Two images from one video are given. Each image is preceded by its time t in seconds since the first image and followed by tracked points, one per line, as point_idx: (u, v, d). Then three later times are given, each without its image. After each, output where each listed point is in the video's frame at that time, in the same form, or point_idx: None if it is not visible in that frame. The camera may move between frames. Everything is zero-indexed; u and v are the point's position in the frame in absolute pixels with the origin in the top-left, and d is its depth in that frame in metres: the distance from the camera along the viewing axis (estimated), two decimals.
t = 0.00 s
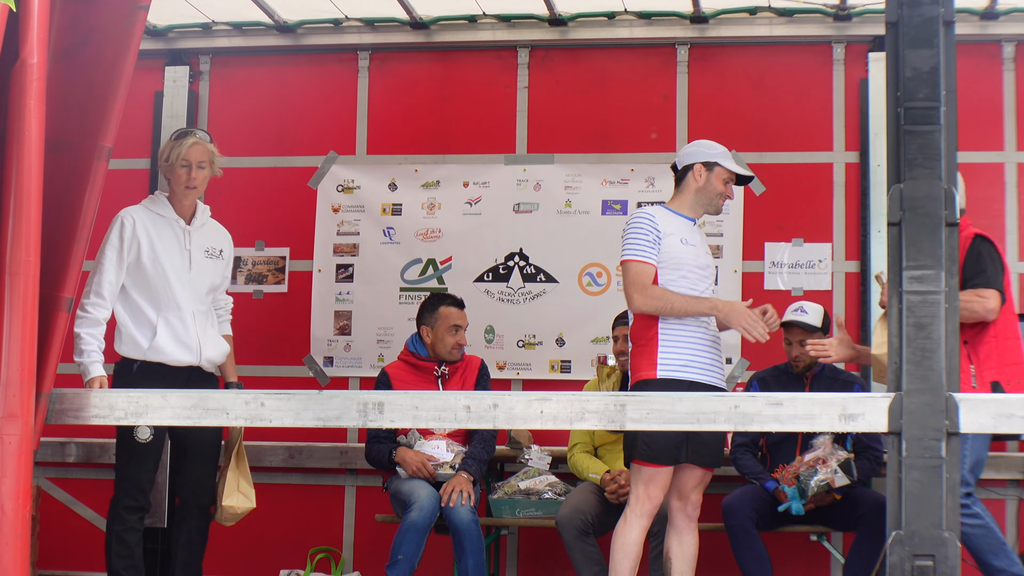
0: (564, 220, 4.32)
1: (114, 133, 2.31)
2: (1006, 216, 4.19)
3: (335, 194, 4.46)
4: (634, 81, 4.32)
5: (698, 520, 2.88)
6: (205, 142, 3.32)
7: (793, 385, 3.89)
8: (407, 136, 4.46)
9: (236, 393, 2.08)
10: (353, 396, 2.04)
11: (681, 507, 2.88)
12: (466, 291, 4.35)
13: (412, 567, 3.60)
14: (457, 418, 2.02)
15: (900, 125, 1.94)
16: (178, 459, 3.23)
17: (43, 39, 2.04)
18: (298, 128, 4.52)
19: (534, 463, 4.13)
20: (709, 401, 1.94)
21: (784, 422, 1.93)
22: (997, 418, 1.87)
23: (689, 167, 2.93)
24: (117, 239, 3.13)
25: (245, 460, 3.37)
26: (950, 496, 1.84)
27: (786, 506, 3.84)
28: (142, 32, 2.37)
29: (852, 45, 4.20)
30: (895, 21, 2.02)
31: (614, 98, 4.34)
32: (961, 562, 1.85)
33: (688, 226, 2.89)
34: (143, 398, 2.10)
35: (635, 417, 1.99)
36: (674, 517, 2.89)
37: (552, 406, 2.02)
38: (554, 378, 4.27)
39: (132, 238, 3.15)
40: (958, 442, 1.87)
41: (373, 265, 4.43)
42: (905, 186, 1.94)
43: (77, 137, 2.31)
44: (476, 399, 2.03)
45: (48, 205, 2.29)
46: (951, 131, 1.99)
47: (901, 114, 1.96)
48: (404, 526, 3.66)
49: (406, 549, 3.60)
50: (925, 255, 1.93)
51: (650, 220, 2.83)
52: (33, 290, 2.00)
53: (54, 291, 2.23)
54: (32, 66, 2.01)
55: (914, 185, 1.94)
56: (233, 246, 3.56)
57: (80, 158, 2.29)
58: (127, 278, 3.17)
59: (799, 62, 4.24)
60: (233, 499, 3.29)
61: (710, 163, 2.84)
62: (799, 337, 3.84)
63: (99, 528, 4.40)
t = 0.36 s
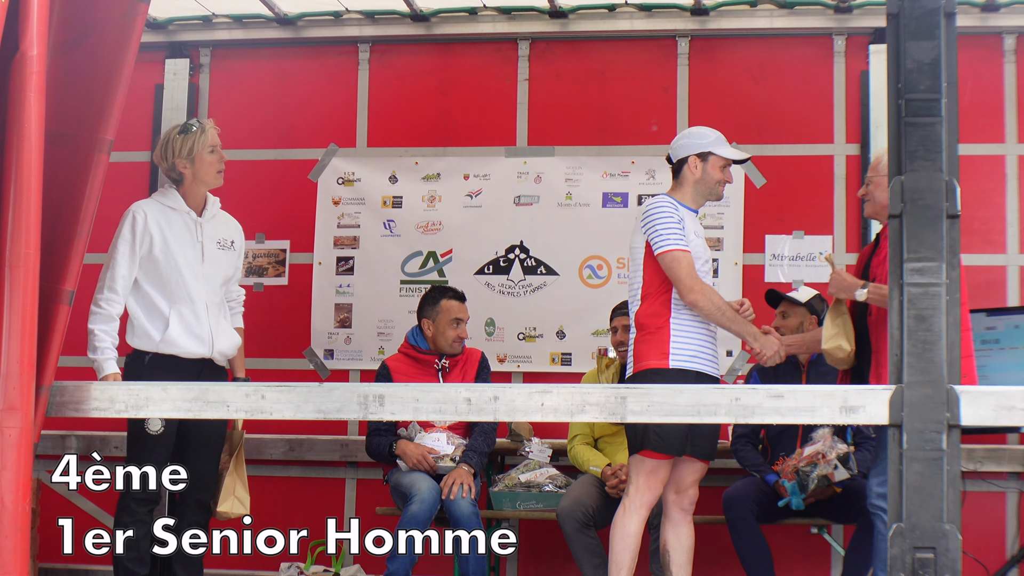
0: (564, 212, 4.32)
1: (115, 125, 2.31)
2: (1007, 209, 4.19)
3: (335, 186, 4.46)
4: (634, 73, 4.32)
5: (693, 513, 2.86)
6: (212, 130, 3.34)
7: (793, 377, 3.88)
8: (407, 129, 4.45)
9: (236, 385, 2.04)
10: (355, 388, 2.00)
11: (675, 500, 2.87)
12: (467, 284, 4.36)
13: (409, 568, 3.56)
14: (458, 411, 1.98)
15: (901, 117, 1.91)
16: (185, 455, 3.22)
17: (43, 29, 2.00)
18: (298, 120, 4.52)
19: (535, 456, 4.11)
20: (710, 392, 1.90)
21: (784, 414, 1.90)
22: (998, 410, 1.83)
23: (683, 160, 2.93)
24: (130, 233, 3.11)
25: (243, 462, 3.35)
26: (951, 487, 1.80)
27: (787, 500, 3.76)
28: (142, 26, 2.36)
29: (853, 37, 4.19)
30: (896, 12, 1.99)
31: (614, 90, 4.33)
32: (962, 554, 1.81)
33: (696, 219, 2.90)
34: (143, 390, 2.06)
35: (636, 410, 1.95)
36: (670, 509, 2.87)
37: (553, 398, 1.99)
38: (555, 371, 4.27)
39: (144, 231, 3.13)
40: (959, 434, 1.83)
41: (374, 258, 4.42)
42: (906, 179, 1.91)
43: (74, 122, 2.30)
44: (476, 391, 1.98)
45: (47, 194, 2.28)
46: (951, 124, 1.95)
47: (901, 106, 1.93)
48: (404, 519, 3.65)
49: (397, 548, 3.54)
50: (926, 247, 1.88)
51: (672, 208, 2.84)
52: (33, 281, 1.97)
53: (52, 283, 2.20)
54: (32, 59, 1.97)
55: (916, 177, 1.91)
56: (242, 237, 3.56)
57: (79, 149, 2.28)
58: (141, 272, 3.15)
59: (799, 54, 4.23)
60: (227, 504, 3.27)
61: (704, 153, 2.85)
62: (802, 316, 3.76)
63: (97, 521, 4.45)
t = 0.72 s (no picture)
0: (561, 211, 4.31)
1: (112, 125, 2.28)
2: (1003, 207, 4.18)
3: (332, 185, 4.46)
4: (631, 71, 4.32)
5: (690, 511, 2.87)
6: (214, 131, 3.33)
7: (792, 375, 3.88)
8: (404, 127, 4.45)
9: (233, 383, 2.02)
10: (351, 387, 1.97)
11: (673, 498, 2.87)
12: (464, 283, 4.35)
13: (405, 568, 3.55)
14: (455, 410, 1.94)
15: (898, 115, 1.86)
16: (185, 452, 3.22)
17: (38, 27, 1.99)
18: (295, 119, 4.52)
19: (532, 454, 4.12)
20: (706, 390, 1.87)
21: (781, 412, 1.85)
22: (994, 408, 1.79)
23: (674, 159, 2.93)
24: (132, 230, 3.10)
25: (253, 466, 3.39)
26: (949, 485, 1.75)
27: (786, 503, 3.75)
28: (142, 25, 2.34)
29: (850, 35, 4.18)
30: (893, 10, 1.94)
31: (611, 89, 4.33)
32: (960, 553, 1.76)
33: (688, 217, 2.89)
34: (140, 389, 2.03)
35: (633, 408, 1.92)
36: (667, 508, 2.87)
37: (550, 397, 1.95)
38: (553, 369, 4.27)
39: (147, 228, 3.13)
40: (957, 433, 1.78)
41: (371, 257, 4.42)
42: (903, 177, 1.86)
43: (63, 117, 2.26)
44: (473, 390, 1.94)
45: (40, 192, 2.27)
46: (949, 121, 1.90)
47: (898, 104, 1.87)
48: (402, 517, 3.65)
49: (396, 548, 3.52)
50: (923, 246, 1.83)
51: (660, 210, 2.83)
52: (30, 280, 1.96)
53: (48, 283, 2.18)
54: (28, 58, 1.97)
55: (913, 175, 1.85)
56: (241, 237, 3.56)
57: (77, 149, 2.25)
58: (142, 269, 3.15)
59: (796, 52, 4.23)
60: (241, 509, 3.31)
61: (693, 153, 2.85)
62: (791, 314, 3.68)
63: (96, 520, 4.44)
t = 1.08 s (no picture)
0: (556, 211, 4.31)
1: (108, 126, 2.26)
2: (998, 208, 4.19)
3: (326, 186, 4.46)
4: (627, 71, 4.32)
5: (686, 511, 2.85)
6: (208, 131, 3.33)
7: (789, 375, 3.88)
8: (399, 128, 4.45)
9: (228, 384, 1.98)
10: (345, 388, 1.95)
11: (668, 500, 2.85)
12: (458, 284, 4.35)
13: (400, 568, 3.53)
14: (450, 411, 1.92)
15: (892, 116, 1.83)
16: (181, 453, 3.22)
17: (34, 28, 1.94)
18: (290, 119, 4.52)
19: (526, 455, 4.12)
20: (701, 391, 1.85)
21: (776, 413, 1.84)
22: (989, 409, 1.77)
23: (662, 163, 2.94)
24: (127, 231, 3.10)
25: (255, 467, 3.37)
26: (944, 485, 1.73)
27: (779, 502, 3.73)
28: (137, 26, 2.31)
29: (845, 35, 4.19)
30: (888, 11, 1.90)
31: (606, 89, 4.33)
32: (955, 553, 1.74)
33: (674, 218, 2.89)
34: (135, 390, 1.99)
35: (628, 409, 1.90)
36: (663, 510, 2.85)
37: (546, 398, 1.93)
38: (548, 370, 4.27)
39: (142, 230, 3.13)
40: (952, 433, 1.76)
41: (366, 257, 4.42)
42: (898, 177, 1.83)
43: (53, 115, 2.23)
44: (468, 390, 1.93)
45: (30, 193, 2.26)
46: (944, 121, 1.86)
47: (893, 105, 1.84)
48: (397, 518, 3.64)
49: (395, 548, 3.50)
50: (918, 246, 1.81)
51: (638, 213, 2.84)
52: (26, 282, 1.92)
53: (43, 284, 2.15)
54: (24, 58, 1.92)
55: (908, 175, 1.82)
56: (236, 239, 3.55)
57: (70, 149, 2.22)
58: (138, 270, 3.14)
59: (791, 53, 4.23)
60: (244, 508, 3.29)
61: (679, 156, 2.86)
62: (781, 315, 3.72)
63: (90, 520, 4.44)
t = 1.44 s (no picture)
0: (553, 210, 4.31)
1: (103, 125, 2.25)
2: (994, 207, 4.19)
3: (323, 185, 4.46)
4: (624, 70, 4.32)
5: (679, 511, 2.84)
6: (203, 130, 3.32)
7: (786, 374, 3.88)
8: (396, 127, 4.45)
9: (224, 383, 1.97)
10: (342, 387, 1.93)
11: (661, 501, 2.84)
12: (455, 283, 4.35)
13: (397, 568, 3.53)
14: (446, 410, 1.91)
15: (889, 115, 1.82)
16: (175, 452, 3.21)
17: (30, 26, 1.93)
18: (287, 119, 4.52)
19: (523, 454, 4.13)
20: (698, 390, 1.84)
21: (773, 412, 1.83)
22: (987, 408, 1.76)
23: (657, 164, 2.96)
24: (121, 232, 3.10)
25: (246, 463, 3.34)
26: (940, 484, 1.73)
27: (779, 503, 3.73)
28: (133, 24, 2.31)
29: (841, 35, 4.19)
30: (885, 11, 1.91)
31: (602, 89, 4.33)
32: (951, 552, 1.74)
33: (667, 220, 2.91)
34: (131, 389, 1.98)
35: (624, 408, 1.89)
36: (656, 510, 2.85)
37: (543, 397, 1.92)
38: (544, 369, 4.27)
39: (136, 230, 3.12)
40: (948, 432, 1.76)
41: (362, 256, 4.42)
42: (894, 176, 1.83)
43: (48, 114, 2.23)
44: (465, 389, 1.91)
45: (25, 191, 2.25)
46: (941, 120, 1.86)
47: (889, 103, 1.83)
48: (393, 518, 3.64)
49: (394, 548, 3.51)
50: (915, 245, 1.81)
51: (630, 215, 2.87)
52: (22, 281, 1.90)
53: (37, 284, 2.14)
54: (20, 58, 1.90)
55: (904, 174, 1.82)
56: (232, 238, 3.55)
57: (64, 149, 2.21)
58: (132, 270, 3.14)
59: (787, 52, 4.23)
60: (229, 502, 3.24)
61: (667, 164, 2.85)
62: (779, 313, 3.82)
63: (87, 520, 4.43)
